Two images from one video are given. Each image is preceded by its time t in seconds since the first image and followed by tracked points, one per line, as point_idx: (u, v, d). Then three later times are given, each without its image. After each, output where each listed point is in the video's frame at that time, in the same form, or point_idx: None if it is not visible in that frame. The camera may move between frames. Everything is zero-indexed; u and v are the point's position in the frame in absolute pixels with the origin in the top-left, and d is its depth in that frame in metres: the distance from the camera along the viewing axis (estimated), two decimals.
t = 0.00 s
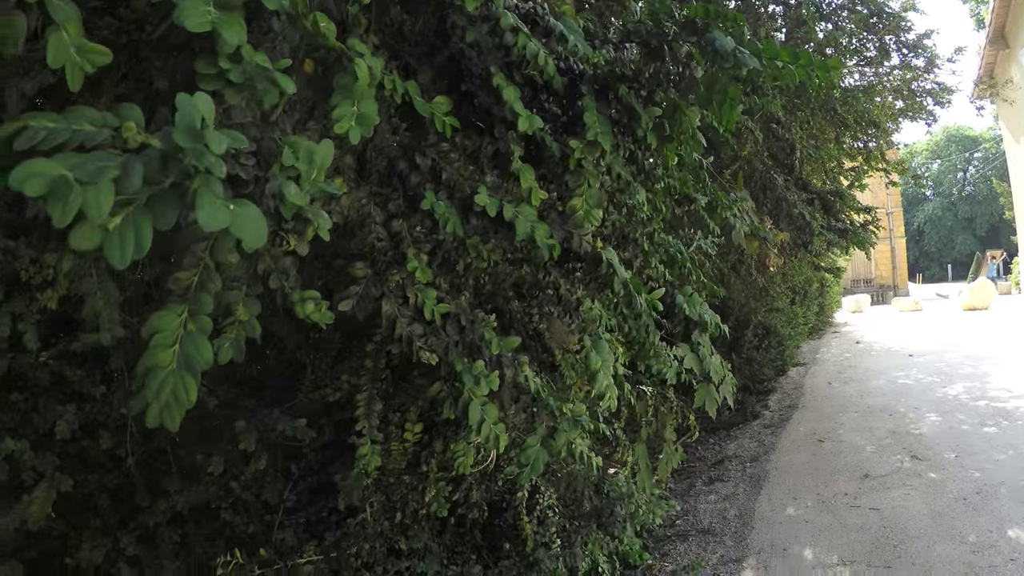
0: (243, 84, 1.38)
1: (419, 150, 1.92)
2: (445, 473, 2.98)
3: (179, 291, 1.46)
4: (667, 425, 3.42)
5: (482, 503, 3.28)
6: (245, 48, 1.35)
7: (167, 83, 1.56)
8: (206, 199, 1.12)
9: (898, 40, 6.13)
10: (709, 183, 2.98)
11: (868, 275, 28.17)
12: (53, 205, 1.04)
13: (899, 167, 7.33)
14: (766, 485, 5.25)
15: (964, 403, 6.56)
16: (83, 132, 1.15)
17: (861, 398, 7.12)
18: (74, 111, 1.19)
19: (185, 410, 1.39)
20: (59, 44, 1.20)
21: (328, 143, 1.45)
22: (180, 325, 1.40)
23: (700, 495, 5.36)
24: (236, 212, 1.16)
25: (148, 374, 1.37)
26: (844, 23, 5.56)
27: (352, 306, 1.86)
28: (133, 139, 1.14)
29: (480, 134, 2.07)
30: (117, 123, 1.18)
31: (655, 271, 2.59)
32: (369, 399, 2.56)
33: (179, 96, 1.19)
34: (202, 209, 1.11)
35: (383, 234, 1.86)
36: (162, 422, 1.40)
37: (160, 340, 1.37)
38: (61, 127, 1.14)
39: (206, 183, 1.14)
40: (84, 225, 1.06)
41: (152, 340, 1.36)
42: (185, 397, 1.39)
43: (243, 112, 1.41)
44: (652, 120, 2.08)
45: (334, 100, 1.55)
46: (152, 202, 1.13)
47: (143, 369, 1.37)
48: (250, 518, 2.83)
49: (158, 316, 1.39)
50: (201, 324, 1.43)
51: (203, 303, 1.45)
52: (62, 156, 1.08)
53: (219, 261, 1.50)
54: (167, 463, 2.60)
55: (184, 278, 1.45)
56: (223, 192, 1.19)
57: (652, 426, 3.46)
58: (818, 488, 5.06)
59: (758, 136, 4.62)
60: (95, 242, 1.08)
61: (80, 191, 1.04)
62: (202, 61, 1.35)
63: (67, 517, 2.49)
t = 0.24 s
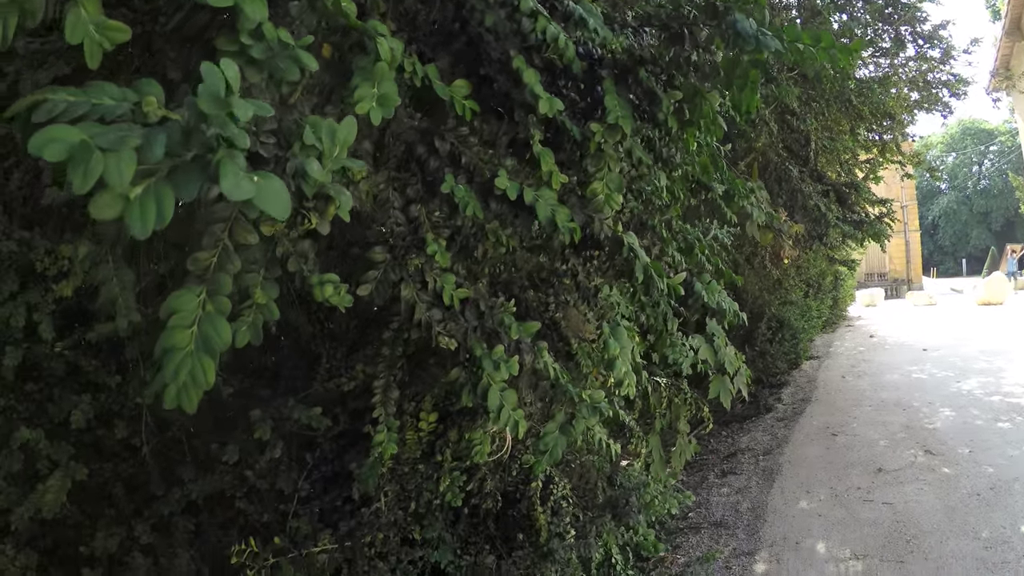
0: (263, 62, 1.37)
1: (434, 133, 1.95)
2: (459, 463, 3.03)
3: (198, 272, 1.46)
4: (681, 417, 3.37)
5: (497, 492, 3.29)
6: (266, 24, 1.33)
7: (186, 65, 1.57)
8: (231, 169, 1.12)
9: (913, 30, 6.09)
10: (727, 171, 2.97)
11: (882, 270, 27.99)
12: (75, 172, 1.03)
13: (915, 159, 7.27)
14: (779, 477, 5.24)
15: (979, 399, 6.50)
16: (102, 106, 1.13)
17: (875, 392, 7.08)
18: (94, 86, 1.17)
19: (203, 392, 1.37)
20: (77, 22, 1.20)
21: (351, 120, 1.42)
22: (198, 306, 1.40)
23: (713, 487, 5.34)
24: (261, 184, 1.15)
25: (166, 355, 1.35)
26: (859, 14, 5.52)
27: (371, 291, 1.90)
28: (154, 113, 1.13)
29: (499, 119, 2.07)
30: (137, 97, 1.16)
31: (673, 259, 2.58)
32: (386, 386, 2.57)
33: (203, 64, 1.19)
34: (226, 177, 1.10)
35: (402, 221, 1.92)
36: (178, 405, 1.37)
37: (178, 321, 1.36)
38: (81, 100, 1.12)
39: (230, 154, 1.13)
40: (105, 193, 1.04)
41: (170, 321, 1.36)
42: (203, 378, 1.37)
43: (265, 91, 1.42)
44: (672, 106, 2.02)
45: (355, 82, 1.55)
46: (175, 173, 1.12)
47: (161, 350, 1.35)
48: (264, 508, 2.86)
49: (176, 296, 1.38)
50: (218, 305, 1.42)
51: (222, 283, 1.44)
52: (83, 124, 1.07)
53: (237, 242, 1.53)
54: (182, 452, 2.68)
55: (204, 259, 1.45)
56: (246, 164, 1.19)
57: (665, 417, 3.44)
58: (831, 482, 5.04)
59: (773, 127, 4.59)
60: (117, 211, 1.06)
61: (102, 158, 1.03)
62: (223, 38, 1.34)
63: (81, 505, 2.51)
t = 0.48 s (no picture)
0: (268, 35, 1.36)
1: (441, 114, 1.95)
2: (467, 452, 3.03)
3: (201, 250, 1.47)
4: (689, 407, 3.38)
5: (505, 482, 3.28)
6: None
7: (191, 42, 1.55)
8: (233, 133, 1.11)
9: (923, 19, 6.06)
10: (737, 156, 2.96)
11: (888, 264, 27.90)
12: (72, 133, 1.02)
13: (924, 149, 7.24)
14: (786, 467, 5.22)
15: (988, 390, 6.47)
16: (102, 76, 1.12)
17: (882, 383, 7.06)
18: (97, 56, 1.16)
19: (205, 371, 1.36)
20: None
21: (357, 92, 1.40)
22: (202, 283, 1.39)
23: (720, 477, 5.33)
24: (264, 150, 1.14)
25: (168, 332, 1.34)
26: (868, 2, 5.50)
27: (378, 274, 1.88)
28: (156, 83, 1.12)
29: (508, 100, 2.07)
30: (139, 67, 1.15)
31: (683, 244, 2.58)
32: (393, 372, 2.56)
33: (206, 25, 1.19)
34: (228, 142, 1.10)
35: (409, 202, 1.90)
36: (181, 384, 1.36)
37: (181, 298, 1.35)
38: (80, 68, 1.11)
39: (232, 118, 1.13)
40: (105, 156, 1.04)
41: (173, 298, 1.35)
42: (205, 357, 1.36)
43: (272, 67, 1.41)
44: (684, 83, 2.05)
45: (362, 59, 1.56)
46: (176, 140, 1.12)
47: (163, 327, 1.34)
48: (271, 497, 2.87)
49: (179, 273, 1.37)
50: (222, 283, 1.42)
51: (226, 261, 1.44)
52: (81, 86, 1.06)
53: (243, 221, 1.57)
54: (188, 440, 2.69)
55: (208, 236, 1.47)
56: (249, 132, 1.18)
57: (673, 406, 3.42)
58: (838, 472, 5.03)
59: (783, 114, 4.58)
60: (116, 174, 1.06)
61: (100, 119, 1.02)
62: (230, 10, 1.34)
63: (88, 495, 2.51)
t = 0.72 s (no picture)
0: None
1: (455, 89, 1.93)
2: (475, 438, 2.98)
3: (206, 219, 1.45)
4: (699, 396, 3.35)
5: (512, 470, 3.25)
6: None
7: (199, 6, 1.52)
8: (239, 82, 1.09)
9: (937, 10, 6.01)
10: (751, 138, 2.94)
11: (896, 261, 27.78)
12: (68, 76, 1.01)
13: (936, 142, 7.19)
14: (794, 459, 5.19)
15: (997, 386, 6.42)
16: (104, 29, 1.09)
17: (891, 377, 7.02)
18: (100, 12, 1.13)
19: (207, 344, 1.30)
20: None
21: (369, 51, 1.39)
22: (206, 253, 1.35)
23: (727, 469, 5.30)
24: (272, 102, 1.12)
25: (170, 302, 1.30)
26: None
27: (389, 250, 1.86)
28: (160, 39, 1.12)
29: (522, 76, 2.04)
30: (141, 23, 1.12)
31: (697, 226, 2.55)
32: (401, 355, 2.53)
33: None
34: (234, 91, 1.08)
35: (421, 178, 1.87)
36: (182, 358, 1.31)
37: (184, 268, 1.31)
38: (80, 21, 1.08)
39: (239, 68, 1.11)
40: (102, 102, 1.03)
41: (176, 267, 1.31)
42: (208, 330, 1.30)
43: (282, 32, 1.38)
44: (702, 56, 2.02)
45: (374, 27, 1.52)
46: (179, 92, 1.11)
47: (166, 296, 1.30)
48: (277, 482, 2.88)
49: (183, 242, 1.34)
50: (225, 254, 1.37)
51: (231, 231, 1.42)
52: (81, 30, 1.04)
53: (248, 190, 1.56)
54: (195, 425, 2.74)
55: (212, 205, 1.46)
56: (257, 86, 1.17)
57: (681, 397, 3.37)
58: (846, 465, 4.99)
59: (795, 102, 4.55)
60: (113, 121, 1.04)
61: (97, 63, 1.01)
62: None
63: (94, 479, 2.61)
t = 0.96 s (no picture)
0: None
1: (477, 68, 1.95)
2: (490, 430, 3.00)
3: (219, 194, 1.43)
4: (714, 390, 3.27)
5: (527, 462, 3.23)
6: None
7: None
8: (256, 37, 1.09)
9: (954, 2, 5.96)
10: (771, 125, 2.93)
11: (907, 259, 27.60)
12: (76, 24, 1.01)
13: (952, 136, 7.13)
14: (808, 455, 5.14)
15: (1013, 383, 6.36)
16: None
17: (905, 373, 6.96)
18: None
19: (219, 326, 1.25)
20: None
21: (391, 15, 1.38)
22: (218, 232, 1.32)
23: (741, 464, 5.24)
24: (291, 59, 1.12)
25: (180, 281, 1.25)
26: None
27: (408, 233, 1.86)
28: None
29: (542, 57, 2.05)
30: None
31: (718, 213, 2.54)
32: (417, 346, 2.50)
33: None
34: (251, 44, 1.07)
35: (439, 160, 1.89)
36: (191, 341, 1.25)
37: (195, 245, 1.28)
38: None
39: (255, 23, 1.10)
40: (110, 53, 1.03)
41: (187, 245, 1.27)
42: (220, 310, 1.26)
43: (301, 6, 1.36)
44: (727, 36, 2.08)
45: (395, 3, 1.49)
46: (193, 46, 1.10)
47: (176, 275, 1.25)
48: (289, 474, 2.85)
49: (195, 220, 1.30)
50: (238, 232, 1.34)
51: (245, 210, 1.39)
52: None
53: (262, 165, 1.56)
54: (207, 415, 2.71)
55: (226, 181, 1.45)
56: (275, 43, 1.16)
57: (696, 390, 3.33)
58: (860, 461, 4.94)
59: (812, 92, 4.52)
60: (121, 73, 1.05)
61: (105, 9, 1.01)
62: None
63: (104, 470, 2.52)
